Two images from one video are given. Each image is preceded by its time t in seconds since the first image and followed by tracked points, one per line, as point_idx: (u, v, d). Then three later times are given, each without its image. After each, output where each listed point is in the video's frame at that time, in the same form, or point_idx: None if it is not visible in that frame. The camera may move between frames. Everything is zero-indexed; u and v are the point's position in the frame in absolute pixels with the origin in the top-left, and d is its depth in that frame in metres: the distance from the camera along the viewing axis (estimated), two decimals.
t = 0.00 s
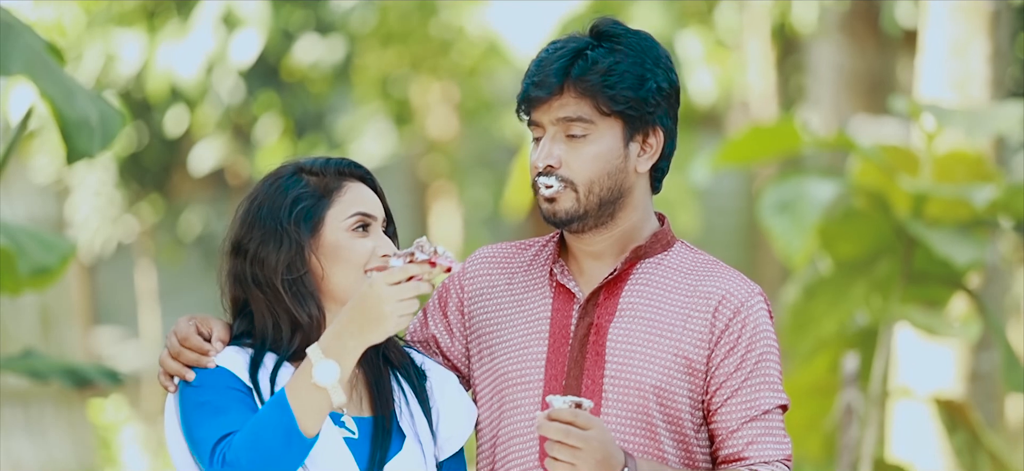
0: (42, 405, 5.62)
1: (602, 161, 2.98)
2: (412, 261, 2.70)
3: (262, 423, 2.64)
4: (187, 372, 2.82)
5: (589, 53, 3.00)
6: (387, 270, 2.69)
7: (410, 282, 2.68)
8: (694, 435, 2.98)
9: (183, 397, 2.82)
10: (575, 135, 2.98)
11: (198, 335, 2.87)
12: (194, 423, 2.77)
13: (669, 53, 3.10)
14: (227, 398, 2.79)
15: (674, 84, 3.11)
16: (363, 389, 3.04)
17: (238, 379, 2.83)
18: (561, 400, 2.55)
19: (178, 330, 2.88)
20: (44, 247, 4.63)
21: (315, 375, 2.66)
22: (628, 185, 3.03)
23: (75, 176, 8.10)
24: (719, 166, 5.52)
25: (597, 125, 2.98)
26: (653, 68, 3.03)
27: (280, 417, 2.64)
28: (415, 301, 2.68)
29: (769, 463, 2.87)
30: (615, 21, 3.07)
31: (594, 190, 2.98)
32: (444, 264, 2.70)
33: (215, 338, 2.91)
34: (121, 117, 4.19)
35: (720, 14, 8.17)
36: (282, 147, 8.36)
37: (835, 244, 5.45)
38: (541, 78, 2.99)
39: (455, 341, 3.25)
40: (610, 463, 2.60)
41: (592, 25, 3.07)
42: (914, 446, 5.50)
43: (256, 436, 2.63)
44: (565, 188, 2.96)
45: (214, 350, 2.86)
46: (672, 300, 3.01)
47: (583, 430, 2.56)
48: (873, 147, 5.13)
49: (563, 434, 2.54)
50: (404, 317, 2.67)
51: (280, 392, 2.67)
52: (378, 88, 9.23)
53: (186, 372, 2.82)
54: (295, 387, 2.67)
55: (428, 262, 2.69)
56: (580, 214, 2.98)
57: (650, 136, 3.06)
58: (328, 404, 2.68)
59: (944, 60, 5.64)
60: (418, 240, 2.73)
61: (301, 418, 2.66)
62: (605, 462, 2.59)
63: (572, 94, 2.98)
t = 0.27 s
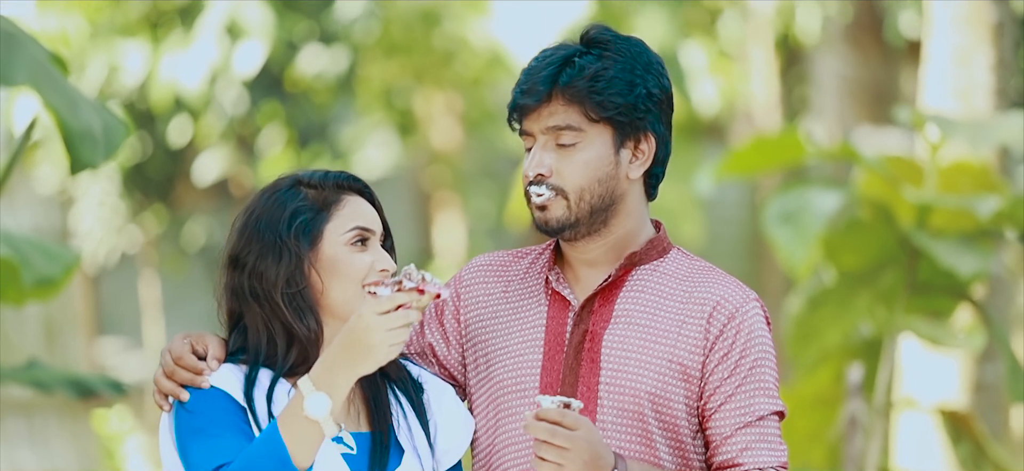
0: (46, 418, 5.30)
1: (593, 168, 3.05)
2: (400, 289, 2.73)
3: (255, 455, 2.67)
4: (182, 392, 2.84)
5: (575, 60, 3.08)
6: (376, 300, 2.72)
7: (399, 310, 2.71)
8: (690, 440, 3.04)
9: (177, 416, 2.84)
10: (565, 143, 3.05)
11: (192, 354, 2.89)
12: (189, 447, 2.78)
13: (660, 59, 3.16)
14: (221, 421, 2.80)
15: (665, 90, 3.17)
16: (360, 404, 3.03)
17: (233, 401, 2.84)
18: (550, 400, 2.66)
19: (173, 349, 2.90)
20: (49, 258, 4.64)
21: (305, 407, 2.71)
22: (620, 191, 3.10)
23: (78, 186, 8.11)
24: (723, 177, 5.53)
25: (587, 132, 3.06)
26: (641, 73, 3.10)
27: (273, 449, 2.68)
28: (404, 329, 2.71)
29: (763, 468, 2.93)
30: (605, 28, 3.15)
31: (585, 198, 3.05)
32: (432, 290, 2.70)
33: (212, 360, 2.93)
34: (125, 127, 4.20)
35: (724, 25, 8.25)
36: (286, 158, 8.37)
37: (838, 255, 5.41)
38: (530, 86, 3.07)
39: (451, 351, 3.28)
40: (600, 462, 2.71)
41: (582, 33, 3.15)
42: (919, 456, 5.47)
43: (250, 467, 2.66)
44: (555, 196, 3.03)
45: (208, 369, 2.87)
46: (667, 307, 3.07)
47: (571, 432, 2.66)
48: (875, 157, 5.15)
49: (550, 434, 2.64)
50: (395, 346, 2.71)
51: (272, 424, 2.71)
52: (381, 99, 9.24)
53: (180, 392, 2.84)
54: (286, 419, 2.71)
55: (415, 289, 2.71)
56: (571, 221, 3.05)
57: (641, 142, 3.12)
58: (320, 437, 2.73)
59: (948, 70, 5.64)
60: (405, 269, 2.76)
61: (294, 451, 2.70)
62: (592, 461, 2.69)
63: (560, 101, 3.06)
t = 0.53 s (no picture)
0: (49, 419, 5.29)
1: (584, 168, 3.05)
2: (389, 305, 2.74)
3: None
4: (175, 405, 2.86)
5: (564, 61, 3.08)
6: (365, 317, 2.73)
7: (390, 326, 2.72)
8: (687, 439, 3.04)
9: (169, 427, 2.86)
10: (557, 144, 3.05)
11: (186, 367, 2.90)
12: (181, 460, 2.79)
13: (653, 57, 3.16)
14: (214, 434, 2.82)
15: (658, 88, 3.16)
16: (355, 411, 3.04)
17: (227, 415, 2.86)
18: (540, 393, 2.70)
19: (165, 361, 2.92)
20: (52, 260, 4.64)
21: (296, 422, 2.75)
22: (613, 191, 3.10)
23: (81, 189, 8.11)
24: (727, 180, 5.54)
25: (578, 133, 3.06)
26: (631, 72, 3.10)
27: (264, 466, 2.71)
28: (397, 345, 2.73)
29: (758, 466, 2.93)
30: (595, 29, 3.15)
31: (576, 198, 3.05)
32: (421, 304, 2.71)
33: (206, 370, 2.94)
34: (129, 129, 4.19)
35: (727, 28, 8.24)
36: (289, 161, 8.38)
37: (841, 259, 5.41)
38: (520, 87, 3.08)
39: (447, 352, 3.28)
40: (587, 453, 2.73)
41: (572, 35, 3.15)
42: (921, 461, 5.47)
43: None
44: (547, 196, 3.03)
45: (201, 381, 2.89)
46: (663, 306, 3.08)
47: (560, 422, 2.68)
48: (880, 160, 5.15)
49: (535, 424, 2.67)
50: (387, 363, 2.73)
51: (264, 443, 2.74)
52: (384, 102, 9.26)
53: (174, 404, 2.86)
54: (280, 438, 2.75)
55: (406, 304, 2.71)
56: (563, 222, 3.05)
57: (633, 141, 3.12)
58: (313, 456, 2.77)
59: (952, 72, 5.64)
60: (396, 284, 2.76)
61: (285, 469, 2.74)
62: (581, 453, 2.71)
63: (551, 103, 3.06)
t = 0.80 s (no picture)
0: (54, 417, 5.29)
1: (577, 167, 2.95)
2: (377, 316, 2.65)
3: None
4: (166, 416, 2.76)
5: (553, 60, 2.98)
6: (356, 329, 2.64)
7: (379, 337, 2.62)
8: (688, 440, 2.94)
9: (161, 438, 2.76)
10: (548, 143, 2.95)
11: (175, 375, 2.81)
12: None
13: (647, 53, 3.04)
14: (205, 446, 2.71)
15: (652, 86, 3.05)
16: (347, 416, 2.96)
17: (219, 426, 2.75)
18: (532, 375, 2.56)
19: (157, 369, 2.82)
20: (57, 259, 4.65)
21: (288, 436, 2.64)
22: (607, 190, 3.00)
23: (87, 188, 8.13)
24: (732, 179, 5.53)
25: (570, 132, 2.95)
26: (623, 71, 2.99)
27: None
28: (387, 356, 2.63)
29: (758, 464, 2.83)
30: (586, 25, 3.04)
31: (570, 197, 2.95)
32: (411, 315, 2.62)
33: (196, 376, 2.84)
34: (134, 129, 4.18)
35: (732, 28, 8.23)
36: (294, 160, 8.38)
37: (847, 259, 5.40)
38: (511, 87, 2.98)
39: (442, 353, 3.18)
40: (582, 438, 2.58)
41: (564, 33, 3.04)
42: (926, 460, 5.46)
43: None
44: (540, 197, 2.94)
45: (191, 390, 2.79)
46: (662, 303, 2.98)
47: (550, 404, 2.54)
48: (885, 160, 5.14)
49: (525, 408, 2.52)
50: (378, 374, 2.63)
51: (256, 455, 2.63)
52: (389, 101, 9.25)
53: (164, 415, 2.76)
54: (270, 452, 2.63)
55: (396, 315, 2.62)
56: (556, 222, 2.95)
57: (627, 138, 3.01)
58: None
59: (957, 73, 5.64)
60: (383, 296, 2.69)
61: None
62: (575, 438, 2.56)
63: (542, 102, 2.96)
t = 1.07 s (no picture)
0: (59, 418, 5.29)
1: (573, 169, 2.93)
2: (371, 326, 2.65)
3: None
4: (157, 424, 2.75)
5: (546, 62, 2.96)
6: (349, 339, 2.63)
7: (372, 348, 2.62)
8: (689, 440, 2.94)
9: (152, 446, 2.75)
10: (543, 147, 2.94)
11: (166, 381, 2.79)
12: None
13: (641, 52, 3.02)
14: (196, 456, 2.72)
15: (646, 84, 3.03)
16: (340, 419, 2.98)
17: (210, 434, 2.76)
18: (529, 364, 2.56)
19: (148, 376, 2.81)
20: (62, 260, 4.65)
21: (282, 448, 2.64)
22: (603, 191, 2.98)
23: (91, 188, 8.14)
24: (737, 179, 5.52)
25: (565, 134, 2.94)
26: (617, 71, 2.97)
27: None
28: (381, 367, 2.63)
29: (758, 461, 2.82)
30: (578, 25, 3.02)
31: (566, 200, 2.94)
32: (404, 326, 2.63)
33: (188, 383, 2.83)
34: (138, 128, 4.18)
35: (736, 29, 8.21)
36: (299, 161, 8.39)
37: (852, 259, 5.41)
38: (504, 91, 2.96)
39: (438, 355, 3.18)
40: (578, 424, 2.55)
41: (556, 35, 3.03)
42: (931, 460, 5.45)
43: None
44: (536, 202, 2.93)
45: (182, 397, 2.78)
46: (662, 303, 2.98)
47: (545, 393, 2.51)
48: (890, 160, 5.13)
49: (519, 395, 2.51)
50: (372, 385, 2.64)
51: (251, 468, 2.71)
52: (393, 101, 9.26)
53: (156, 423, 2.75)
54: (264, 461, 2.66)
55: (389, 326, 2.62)
56: (552, 225, 2.93)
57: (622, 138, 3.00)
58: None
59: (962, 73, 5.63)
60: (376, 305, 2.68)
61: None
62: (569, 426, 2.54)
63: (535, 105, 2.94)
